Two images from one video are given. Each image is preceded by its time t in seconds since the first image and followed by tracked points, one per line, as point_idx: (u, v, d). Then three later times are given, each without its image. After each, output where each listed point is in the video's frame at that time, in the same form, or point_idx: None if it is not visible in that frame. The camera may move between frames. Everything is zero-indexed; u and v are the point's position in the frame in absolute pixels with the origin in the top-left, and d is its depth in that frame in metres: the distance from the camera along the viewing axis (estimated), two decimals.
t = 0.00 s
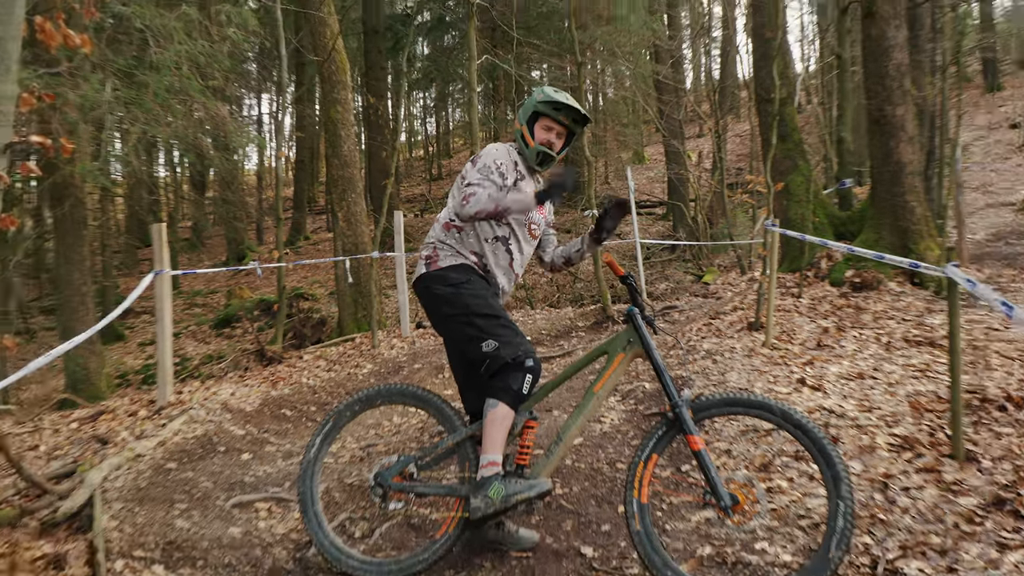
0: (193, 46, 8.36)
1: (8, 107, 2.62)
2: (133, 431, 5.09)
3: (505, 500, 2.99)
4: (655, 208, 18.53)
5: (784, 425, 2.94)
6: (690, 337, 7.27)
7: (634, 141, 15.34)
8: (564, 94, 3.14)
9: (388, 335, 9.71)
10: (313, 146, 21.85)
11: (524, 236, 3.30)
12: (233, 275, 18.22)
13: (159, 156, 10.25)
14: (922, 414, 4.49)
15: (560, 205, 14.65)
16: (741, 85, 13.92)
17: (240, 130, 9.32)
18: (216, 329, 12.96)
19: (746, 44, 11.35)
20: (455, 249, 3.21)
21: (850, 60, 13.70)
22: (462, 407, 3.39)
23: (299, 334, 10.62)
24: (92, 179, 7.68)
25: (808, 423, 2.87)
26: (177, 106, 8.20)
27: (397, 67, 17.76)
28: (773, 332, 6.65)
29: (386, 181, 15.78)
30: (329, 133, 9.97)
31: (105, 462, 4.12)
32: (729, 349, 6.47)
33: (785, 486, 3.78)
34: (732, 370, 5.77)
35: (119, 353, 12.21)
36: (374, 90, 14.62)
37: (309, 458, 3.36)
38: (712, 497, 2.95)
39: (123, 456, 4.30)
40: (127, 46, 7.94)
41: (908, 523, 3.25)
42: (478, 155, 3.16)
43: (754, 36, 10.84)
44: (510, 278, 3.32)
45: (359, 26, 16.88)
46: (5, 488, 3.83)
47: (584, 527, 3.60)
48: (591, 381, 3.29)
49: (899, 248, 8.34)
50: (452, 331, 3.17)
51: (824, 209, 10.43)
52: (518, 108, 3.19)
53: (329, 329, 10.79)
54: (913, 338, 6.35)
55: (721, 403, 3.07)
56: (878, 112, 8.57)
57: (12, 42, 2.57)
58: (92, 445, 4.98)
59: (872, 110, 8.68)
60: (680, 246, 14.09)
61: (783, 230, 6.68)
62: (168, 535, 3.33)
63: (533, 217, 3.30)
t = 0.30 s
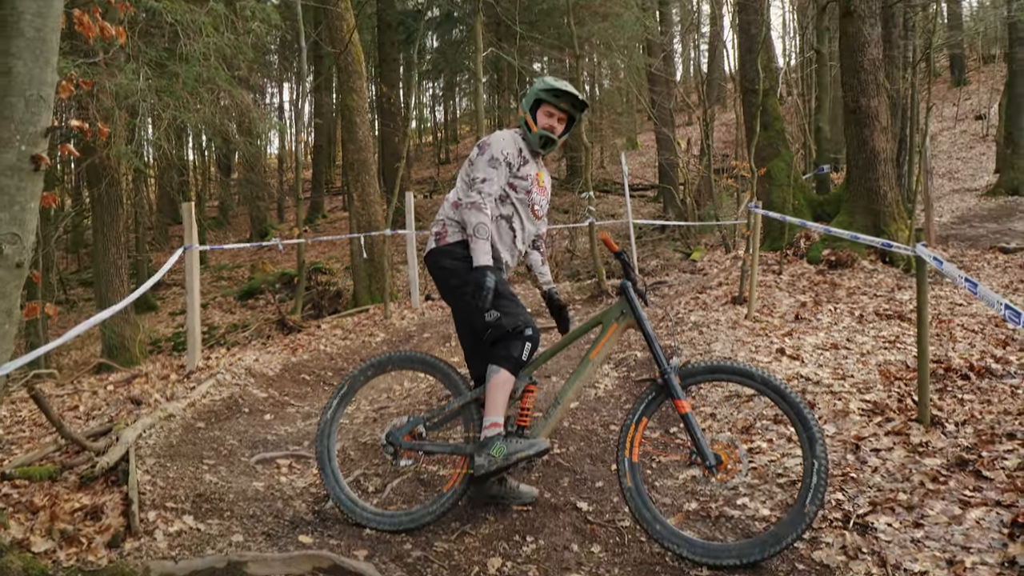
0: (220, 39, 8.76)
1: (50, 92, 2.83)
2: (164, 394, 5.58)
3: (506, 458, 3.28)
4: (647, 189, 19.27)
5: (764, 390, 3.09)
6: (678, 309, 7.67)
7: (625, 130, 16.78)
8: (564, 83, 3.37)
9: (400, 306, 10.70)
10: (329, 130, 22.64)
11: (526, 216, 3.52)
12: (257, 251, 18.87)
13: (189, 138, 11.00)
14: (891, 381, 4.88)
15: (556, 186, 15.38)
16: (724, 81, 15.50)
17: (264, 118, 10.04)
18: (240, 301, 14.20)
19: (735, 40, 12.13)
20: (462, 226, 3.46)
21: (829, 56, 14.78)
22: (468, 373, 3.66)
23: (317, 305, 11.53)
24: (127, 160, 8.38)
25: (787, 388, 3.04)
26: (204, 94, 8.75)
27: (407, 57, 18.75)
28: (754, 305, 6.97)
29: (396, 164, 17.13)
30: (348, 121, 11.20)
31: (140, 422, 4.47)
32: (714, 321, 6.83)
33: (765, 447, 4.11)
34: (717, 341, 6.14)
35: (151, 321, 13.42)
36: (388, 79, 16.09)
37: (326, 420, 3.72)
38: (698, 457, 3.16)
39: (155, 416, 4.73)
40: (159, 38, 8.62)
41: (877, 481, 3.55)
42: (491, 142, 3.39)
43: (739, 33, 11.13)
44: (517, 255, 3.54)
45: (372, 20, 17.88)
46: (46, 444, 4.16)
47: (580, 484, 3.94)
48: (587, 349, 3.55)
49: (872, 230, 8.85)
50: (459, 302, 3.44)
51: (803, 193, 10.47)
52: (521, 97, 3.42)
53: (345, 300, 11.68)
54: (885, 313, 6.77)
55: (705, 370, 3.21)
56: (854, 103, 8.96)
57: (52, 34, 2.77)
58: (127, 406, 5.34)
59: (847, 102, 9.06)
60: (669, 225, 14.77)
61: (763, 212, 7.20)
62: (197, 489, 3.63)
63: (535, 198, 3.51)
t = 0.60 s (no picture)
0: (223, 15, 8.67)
1: (52, 67, 2.80)
2: (167, 370, 5.59)
3: (509, 435, 3.28)
4: (652, 166, 19.18)
5: (767, 367, 3.07)
6: (681, 287, 7.64)
7: (631, 106, 16.37)
8: (571, 60, 3.31)
9: (403, 284, 10.69)
10: (331, 108, 22.52)
11: (528, 192, 3.42)
12: (259, 227, 18.82)
13: (191, 114, 10.95)
14: (894, 359, 4.85)
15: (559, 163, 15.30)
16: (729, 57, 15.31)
17: (265, 93, 9.96)
18: (244, 278, 14.17)
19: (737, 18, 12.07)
20: (465, 203, 3.42)
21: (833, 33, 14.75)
22: (470, 350, 3.64)
23: (320, 282, 11.48)
24: (130, 136, 8.36)
25: (789, 365, 3.01)
26: (207, 70, 8.66)
27: (409, 32, 18.56)
28: (757, 283, 6.93)
29: (400, 141, 16.95)
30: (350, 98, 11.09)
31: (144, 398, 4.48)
32: (717, 298, 6.81)
33: (767, 424, 4.09)
34: (720, 318, 6.12)
35: (154, 298, 13.40)
36: (391, 56, 15.97)
37: (329, 397, 3.71)
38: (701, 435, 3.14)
39: (158, 392, 4.73)
40: (161, 13, 8.52)
41: (878, 458, 3.54)
42: (496, 118, 3.36)
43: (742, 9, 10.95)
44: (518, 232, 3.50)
45: None
46: (50, 420, 4.17)
47: (582, 461, 3.94)
48: (590, 326, 3.53)
49: (875, 207, 8.75)
50: (460, 279, 3.42)
51: (807, 170, 10.47)
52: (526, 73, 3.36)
53: (348, 278, 11.62)
54: (888, 290, 6.73)
55: (709, 347, 3.19)
56: (857, 79, 8.84)
57: (53, 7, 2.73)
58: (130, 382, 5.36)
59: (851, 78, 8.94)
60: (672, 203, 14.69)
61: (766, 189, 7.12)
62: (201, 465, 3.64)
63: (537, 175, 3.43)
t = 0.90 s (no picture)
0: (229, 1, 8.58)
1: (58, 50, 2.73)
2: (171, 358, 5.56)
3: (517, 433, 3.24)
4: (658, 158, 19.04)
5: (784, 360, 3.00)
6: (689, 279, 7.57)
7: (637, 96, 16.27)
8: (601, 59, 3.21)
9: (408, 274, 10.64)
10: (338, 98, 22.41)
11: (542, 188, 3.40)
12: (264, 215, 18.78)
13: (197, 102, 10.89)
14: (905, 352, 4.77)
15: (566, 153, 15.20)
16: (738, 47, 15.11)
17: (271, 81, 9.89)
18: (249, 268, 14.14)
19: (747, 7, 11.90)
20: (473, 195, 3.34)
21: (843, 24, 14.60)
22: (477, 341, 3.58)
23: (325, 272, 11.43)
24: (136, 124, 8.31)
25: (805, 359, 2.94)
26: (213, 57, 8.58)
27: (416, 21, 18.43)
28: (766, 275, 6.84)
29: (405, 131, 16.85)
30: (356, 86, 11.02)
31: (148, 387, 4.44)
32: (725, 290, 6.73)
33: (778, 418, 4.00)
34: (729, 310, 6.04)
35: (160, 286, 13.38)
36: (398, 45, 15.87)
37: (336, 386, 3.65)
38: (714, 429, 3.08)
39: (163, 381, 4.70)
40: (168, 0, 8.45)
41: (891, 453, 3.46)
42: (528, 102, 3.24)
43: None
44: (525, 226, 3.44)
45: None
46: (54, 408, 4.14)
47: (591, 453, 3.89)
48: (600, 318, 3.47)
49: (886, 199, 8.63)
50: (465, 273, 3.35)
51: (815, 160, 10.22)
52: (554, 64, 3.25)
53: (353, 268, 11.57)
54: (898, 283, 6.64)
55: (724, 339, 3.12)
56: (868, 71, 8.70)
57: None
58: (135, 370, 5.33)
59: (862, 69, 8.80)
60: (679, 195, 14.57)
61: (776, 180, 7.02)
62: (205, 455, 3.60)
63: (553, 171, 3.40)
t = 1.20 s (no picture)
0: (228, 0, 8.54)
1: (56, 45, 2.68)
2: (170, 360, 5.51)
3: (523, 436, 3.20)
4: (658, 159, 19.02)
5: (793, 362, 2.97)
6: (691, 280, 7.54)
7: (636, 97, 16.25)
8: (610, 60, 3.19)
9: (407, 275, 10.58)
10: (336, 99, 22.37)
11: (547, 187, 3.36)
12: (262, 216, 18.72)
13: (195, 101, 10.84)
14: (912, 353, 4.74)
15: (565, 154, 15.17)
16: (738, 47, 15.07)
17: (270, 81, 9.84)
18: (247, 268, 14.08)
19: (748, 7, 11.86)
20: (477, 194, 3.30)
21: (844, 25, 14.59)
22: (481, 342, 3.54)
23: (323, 273, 11.36)
24: (134, 123, 8.26)
25: (816, 360, 2.91)
26: (212, 56, 8.54)
27: (415, 22, 18.39)
28: (769, 276, 6.81)
29: (405, 132, 16.80)
30: (356, 86, 10.98)
31: (148, 388, 4.39)
32: (728, 291, 6.69)
33: (784, 420, 3.96)
34: (732, 311, 6.01)
35: (158, 287, 13.32)
36: (397, 45, 15.83)
37: (338, 387, 3.61)
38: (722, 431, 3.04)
39: (162, 382, 4.65)
40: None
41: (900, 455, 3.43)
42: (535, 100, 3.20)
43: None
44: (530, 226, 3.39)
45: None
46: (51, 409, 4.09)
47: (595, 456, 3.85)
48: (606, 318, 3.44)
49: (888, 200, 8.61)
50: (470, 272, 3.31)
51: (818, 163, 10.22)
52: (562, 61, 3.22)
53: (352, 268, 11.52)
54: (901, 284, 6.61)
55: (732, 339, 3.09)
56: (870, 71, 8.67)
57: None
58: (134, 371, 5.28)
59: (864, 69, 8.78)
60: (678, 196, 14.55)
61: (779, 180, 7.00)
62: (205, 457, 3.55)
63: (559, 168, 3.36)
